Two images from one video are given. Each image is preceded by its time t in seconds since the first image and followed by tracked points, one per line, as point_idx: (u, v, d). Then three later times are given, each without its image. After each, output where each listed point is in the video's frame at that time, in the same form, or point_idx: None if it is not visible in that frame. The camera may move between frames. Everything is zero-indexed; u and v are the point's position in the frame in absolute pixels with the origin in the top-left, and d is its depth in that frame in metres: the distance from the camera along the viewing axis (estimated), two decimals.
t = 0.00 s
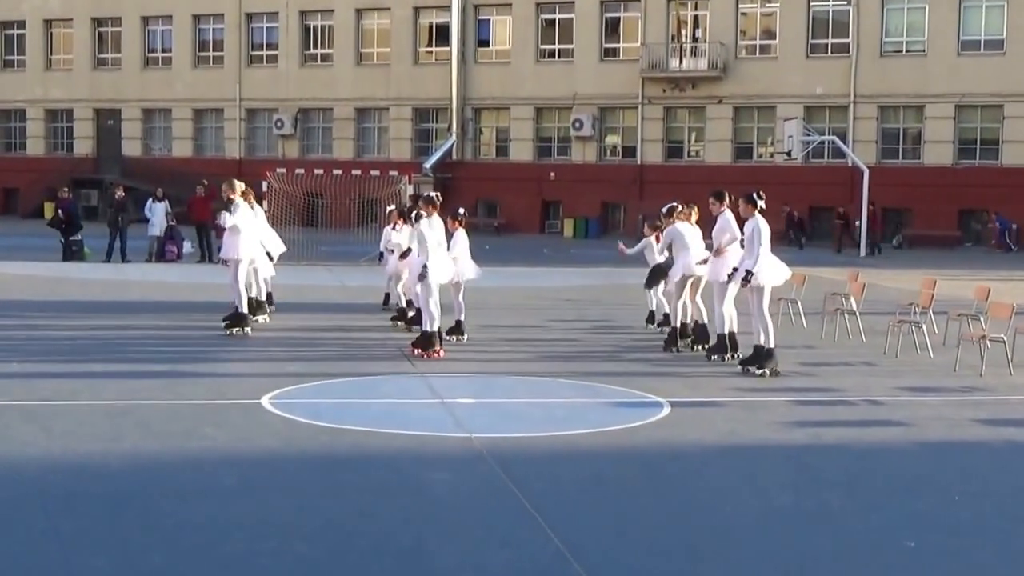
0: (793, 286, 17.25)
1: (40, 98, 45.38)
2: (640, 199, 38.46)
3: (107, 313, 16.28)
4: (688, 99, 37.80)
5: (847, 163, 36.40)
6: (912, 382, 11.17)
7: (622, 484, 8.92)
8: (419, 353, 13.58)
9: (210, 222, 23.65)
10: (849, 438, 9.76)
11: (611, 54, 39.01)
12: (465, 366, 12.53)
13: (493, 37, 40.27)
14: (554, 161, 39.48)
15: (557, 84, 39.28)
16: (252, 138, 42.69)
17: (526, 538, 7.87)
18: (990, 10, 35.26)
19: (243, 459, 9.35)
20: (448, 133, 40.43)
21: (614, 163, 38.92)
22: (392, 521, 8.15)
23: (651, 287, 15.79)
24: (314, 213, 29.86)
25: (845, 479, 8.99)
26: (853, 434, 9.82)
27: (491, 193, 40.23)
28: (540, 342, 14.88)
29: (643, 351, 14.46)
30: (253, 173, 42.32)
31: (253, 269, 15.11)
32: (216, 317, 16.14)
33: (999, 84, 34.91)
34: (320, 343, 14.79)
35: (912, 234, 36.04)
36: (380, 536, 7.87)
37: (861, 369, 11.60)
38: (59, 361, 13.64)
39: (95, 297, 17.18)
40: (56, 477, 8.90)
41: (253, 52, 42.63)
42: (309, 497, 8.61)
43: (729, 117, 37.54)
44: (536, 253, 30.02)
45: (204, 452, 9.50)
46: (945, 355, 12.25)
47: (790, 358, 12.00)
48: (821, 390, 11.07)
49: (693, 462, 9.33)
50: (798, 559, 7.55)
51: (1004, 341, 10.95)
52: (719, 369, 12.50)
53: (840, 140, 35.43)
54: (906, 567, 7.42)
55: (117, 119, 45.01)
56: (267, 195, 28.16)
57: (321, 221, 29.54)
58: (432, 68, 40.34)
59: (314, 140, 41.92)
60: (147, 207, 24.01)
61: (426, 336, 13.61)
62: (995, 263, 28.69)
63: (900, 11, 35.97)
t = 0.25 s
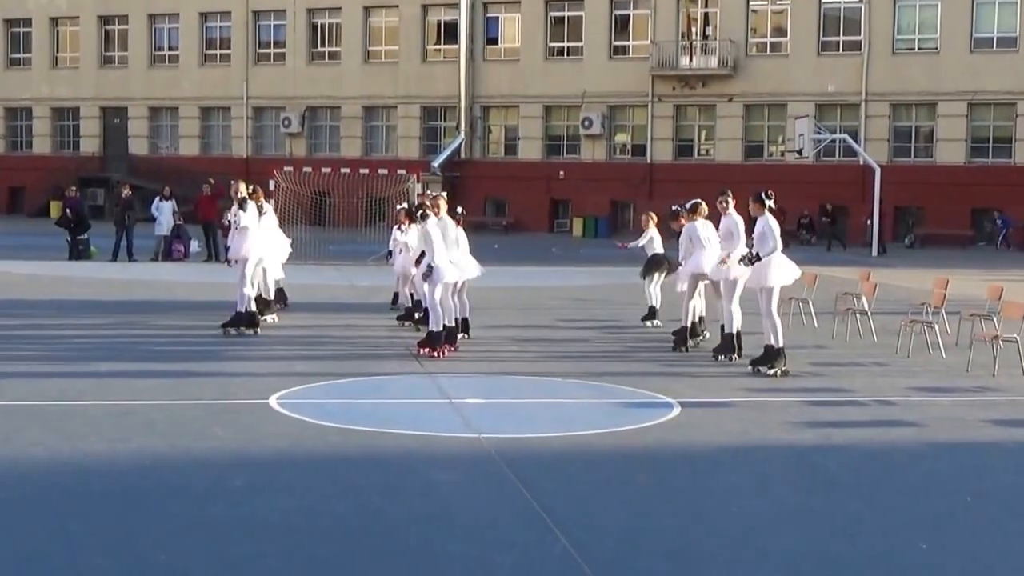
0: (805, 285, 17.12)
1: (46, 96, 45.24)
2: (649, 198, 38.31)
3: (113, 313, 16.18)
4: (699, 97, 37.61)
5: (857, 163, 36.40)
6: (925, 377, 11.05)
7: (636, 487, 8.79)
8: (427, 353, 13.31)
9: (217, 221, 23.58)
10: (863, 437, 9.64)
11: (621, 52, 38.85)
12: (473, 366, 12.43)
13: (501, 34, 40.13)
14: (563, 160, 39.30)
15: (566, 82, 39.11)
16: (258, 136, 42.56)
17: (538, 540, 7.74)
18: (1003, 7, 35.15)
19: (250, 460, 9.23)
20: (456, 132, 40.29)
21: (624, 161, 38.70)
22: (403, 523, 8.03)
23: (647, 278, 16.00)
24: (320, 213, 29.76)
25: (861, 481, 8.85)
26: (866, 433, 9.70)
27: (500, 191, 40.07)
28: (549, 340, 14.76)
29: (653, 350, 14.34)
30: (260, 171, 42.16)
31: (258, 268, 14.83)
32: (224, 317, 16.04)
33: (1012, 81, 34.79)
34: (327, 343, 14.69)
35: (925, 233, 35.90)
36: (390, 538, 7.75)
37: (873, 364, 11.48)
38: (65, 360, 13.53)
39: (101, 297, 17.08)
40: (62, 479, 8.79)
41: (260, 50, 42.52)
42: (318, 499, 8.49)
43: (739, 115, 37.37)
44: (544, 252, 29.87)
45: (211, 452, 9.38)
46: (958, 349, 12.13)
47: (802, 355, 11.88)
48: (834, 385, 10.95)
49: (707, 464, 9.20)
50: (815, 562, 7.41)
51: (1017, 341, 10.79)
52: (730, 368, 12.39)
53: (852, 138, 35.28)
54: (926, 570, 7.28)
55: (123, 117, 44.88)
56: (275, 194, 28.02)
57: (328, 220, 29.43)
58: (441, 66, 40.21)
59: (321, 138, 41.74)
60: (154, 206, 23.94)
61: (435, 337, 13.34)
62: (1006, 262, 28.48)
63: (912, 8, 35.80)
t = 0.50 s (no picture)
0: (815, 285, 17.03)
1: (53, 95, 45.30)
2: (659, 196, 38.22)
3: (121, 312, 16.14)
4: (709, 95, 37.55)
5: (868, 161, 36.23)
6: (936, 375, 10.97)
7: (645, 488, 8.72)
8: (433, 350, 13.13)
9: (225, 220, 23.58)
10: (873, 437, 9.57)
11: (629, 50, 38.78)
12: (478, 365, 12.36)
13: (510, 32, 40.07)
14: (571, 159, 39.22)
15: (574, 80, 39.04)
16: (266, 135, 42.55)
17: (546, 542, 7.67)
18: (1015, 5, 35.03)
19: (257, 459, 9.18)
20: (465, 130, 40.26)
21: (633, 160, 38.63)
22: (410, 524, 7.97)
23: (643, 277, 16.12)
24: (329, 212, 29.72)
25: (872, 482, 8.78)
26: (877, 433, 9.64)
27: (508, 189, 40.03)
28: (556, 340, 14.68)
29: (662, 349, 14.25)
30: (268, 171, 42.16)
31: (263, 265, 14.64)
32: (230, 316, 15.97)
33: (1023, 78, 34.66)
34: (334, 342, 14.62)
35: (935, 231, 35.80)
36: (397, 539, 7.69)
37: (884, 362, 11.41)
38: (72, 359, 13.49)
39: (108, 296, 17.03)
40: (68, 478, 8.74)
41: (268, 48, 42.51)
42: (325, 499, 8.43)
43: (749, 113, 37.29)
44: (553, 251, 29.81)
45: (218, 451, 9.33)
46: (968, 347, 12.06)
47: (812, 354, 11.81)
48: (845, 384, 10.84)
49: (717, 465, 9.13)
50: (826, 564, 7.34)
51: None
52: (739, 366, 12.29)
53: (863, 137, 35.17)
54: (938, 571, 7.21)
55: (131, 116, 44.90)
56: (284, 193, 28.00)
57: (337, 218, 29.38)
58: (449, 64, 40.17)
59: (329, 137, 41.71)
60: (162, 205, 23.94)
61: (440, 335, 13.15)
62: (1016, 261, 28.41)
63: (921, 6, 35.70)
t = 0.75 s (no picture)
0: (820, 285, 16.96)
1: (57, 94, 45.32)
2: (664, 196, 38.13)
3: (125, 312, 16.10)
4: (713, 94, 37.45)
5: (874, 160, 36.09)
6: (942, 375, 10.92)
7: (651, 489, 8.67)
8: (435, 352, 13.09)
9: (228, 219, 23.56)
10: (879, 437, 9.52)
11: (634, 50, 38.68)
12: (482, 364, 12.31)
13: (514, 31, 40.00)
14: (575, 159, 39.13)
15: (578, 79, 38.96)
16: (270, 134, 42.54)
17: (549, 542, 7.62)
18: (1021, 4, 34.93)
19: (260, 460, 9.14)
20: (468, 130, 40.21)
21: (637, 159, 38.52)
22: (414, 524, 7.93)
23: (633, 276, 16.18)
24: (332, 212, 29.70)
25: (878, 483, 8.73)
26: (883, 433, 9.58)
27: (512, 189, 39.99)
28: (560, 339, 14.64)
29: (667, 349, 14.20)
30: (271, 171, 42.15)
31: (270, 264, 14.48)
32: (234, 316, 15.94)
33: None
34: (338, 341, 14.58)
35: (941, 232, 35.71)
36: (401, 539, 7.64)
37: (888, 362, 11.36)
38: (75, 359, 13.44)
39: (111, 296, 17.00)
40: (71, 479, 8.69)
41: (271, 47, 42.49)
42: (329, 499, 8.38)
43: (754, 113, 37.19)
44: (557, 251, 29.74)
45: (222, 452, 9.28)
46: (974, 346, 12.00)
47: (817, 354, 11.75)
48: (849, 384, 10.79)
49: (723, 466, 9.08)
50: (833, 564, 7.29)
51: None
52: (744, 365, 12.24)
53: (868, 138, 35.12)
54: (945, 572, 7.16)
55: (135, 115, 44.90)
56: (287, 192, 27.94)
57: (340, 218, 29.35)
58: (453, 64, 40.10)
59: (332, 137, 41.68)
60: (166, 204, 23.92)
61: (444, 336, 13.11)
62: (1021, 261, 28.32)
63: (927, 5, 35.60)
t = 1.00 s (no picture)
0: (819, 286, 16.90)
1: (54, 94, 45.30)
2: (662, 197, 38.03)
3: (122, 311, 16.04)
4: (711, 94, 37.36)
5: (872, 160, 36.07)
6: (942, 375, 10.87)
7: (651, 490, 8.61)
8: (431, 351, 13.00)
9: (226, 219, 23.52)
10: (880, 438, 9.47)
11: (632, 49, 38.58)
12: (480, 364, 12.24)
13: (512, 31, 39.91)
14: (574, 159, 39.02)
15: (577, 79, 38.86)
16: (267, 134, 42.48)
17: (548, 543, 7.57)
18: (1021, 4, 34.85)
19: (258, 461, 9.08)
20: (466, 130, 40.13)
21: (636, 159, 38.44)
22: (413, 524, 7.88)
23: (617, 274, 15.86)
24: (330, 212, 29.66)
25: (878, 484, 8.67)
26: (884, 434, 9.53)
27: (509, 189, 39.90)
28: (559, 339, 14.58)
29: (666, 349, 14.14)
30: (269, 171, 42.06)
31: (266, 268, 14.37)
32: (231, 316, 15.89)
33: None
34: (336, 340, 14.53)
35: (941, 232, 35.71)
36: (399, 540, 7.60)
37: (888, 363, 11.30)
38: (72, 359, 13.39)
39: (108, 296, 16.95)
40: (67, 480, 8.63)
41: (269, 47, 42.44)
42: (327, 500, 8.34)
43: (753, 112, 37.09)
44: (555, 251, 29.66)
45: (219, 452, 9.23)
46: (975, 347, 11.96)
47: (817, 354, 11.70)
48: (848, 384, 10.73)
49: (723, 467, 9.02)
50: (836, 565, 7.25)
51: None
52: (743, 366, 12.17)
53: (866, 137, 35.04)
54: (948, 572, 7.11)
55: (133, 115, 44.84)
56: (285, 193, 27.88)
57: (338, 218, 29.30)
58: (451, 63, 40.02)
59: (330, 137, 41.61)
60: (164, 204, 23.89)
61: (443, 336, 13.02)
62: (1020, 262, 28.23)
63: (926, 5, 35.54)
